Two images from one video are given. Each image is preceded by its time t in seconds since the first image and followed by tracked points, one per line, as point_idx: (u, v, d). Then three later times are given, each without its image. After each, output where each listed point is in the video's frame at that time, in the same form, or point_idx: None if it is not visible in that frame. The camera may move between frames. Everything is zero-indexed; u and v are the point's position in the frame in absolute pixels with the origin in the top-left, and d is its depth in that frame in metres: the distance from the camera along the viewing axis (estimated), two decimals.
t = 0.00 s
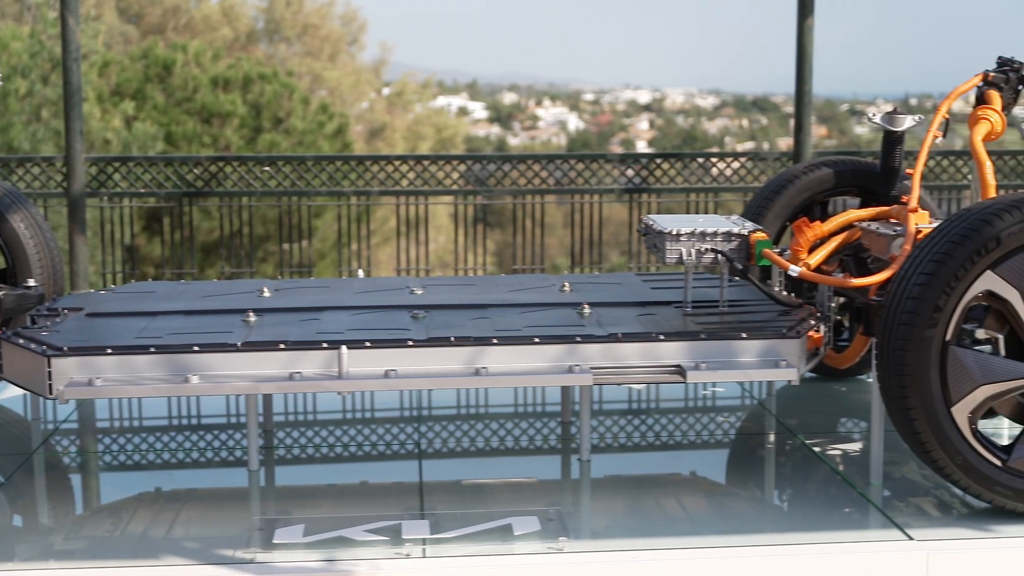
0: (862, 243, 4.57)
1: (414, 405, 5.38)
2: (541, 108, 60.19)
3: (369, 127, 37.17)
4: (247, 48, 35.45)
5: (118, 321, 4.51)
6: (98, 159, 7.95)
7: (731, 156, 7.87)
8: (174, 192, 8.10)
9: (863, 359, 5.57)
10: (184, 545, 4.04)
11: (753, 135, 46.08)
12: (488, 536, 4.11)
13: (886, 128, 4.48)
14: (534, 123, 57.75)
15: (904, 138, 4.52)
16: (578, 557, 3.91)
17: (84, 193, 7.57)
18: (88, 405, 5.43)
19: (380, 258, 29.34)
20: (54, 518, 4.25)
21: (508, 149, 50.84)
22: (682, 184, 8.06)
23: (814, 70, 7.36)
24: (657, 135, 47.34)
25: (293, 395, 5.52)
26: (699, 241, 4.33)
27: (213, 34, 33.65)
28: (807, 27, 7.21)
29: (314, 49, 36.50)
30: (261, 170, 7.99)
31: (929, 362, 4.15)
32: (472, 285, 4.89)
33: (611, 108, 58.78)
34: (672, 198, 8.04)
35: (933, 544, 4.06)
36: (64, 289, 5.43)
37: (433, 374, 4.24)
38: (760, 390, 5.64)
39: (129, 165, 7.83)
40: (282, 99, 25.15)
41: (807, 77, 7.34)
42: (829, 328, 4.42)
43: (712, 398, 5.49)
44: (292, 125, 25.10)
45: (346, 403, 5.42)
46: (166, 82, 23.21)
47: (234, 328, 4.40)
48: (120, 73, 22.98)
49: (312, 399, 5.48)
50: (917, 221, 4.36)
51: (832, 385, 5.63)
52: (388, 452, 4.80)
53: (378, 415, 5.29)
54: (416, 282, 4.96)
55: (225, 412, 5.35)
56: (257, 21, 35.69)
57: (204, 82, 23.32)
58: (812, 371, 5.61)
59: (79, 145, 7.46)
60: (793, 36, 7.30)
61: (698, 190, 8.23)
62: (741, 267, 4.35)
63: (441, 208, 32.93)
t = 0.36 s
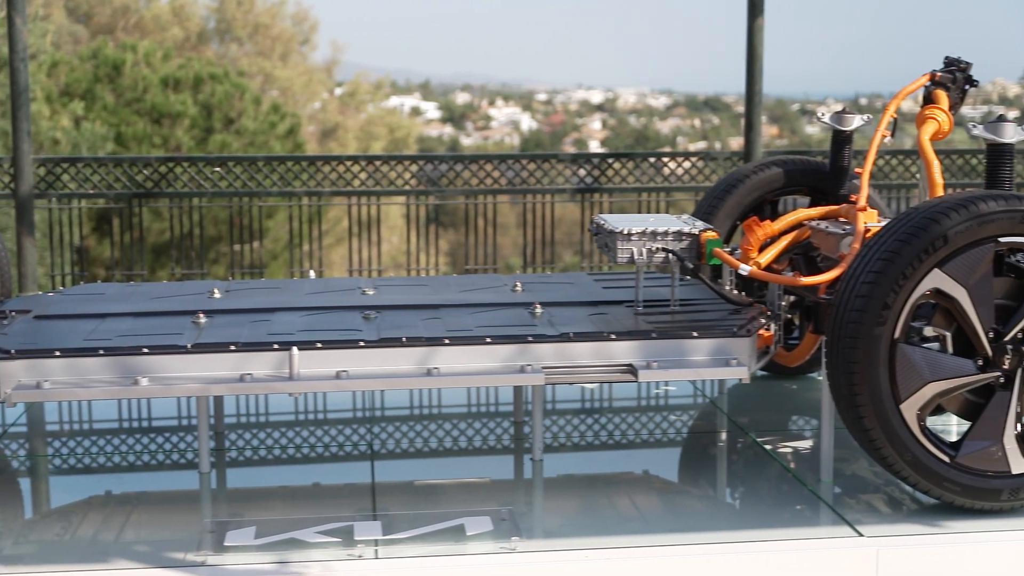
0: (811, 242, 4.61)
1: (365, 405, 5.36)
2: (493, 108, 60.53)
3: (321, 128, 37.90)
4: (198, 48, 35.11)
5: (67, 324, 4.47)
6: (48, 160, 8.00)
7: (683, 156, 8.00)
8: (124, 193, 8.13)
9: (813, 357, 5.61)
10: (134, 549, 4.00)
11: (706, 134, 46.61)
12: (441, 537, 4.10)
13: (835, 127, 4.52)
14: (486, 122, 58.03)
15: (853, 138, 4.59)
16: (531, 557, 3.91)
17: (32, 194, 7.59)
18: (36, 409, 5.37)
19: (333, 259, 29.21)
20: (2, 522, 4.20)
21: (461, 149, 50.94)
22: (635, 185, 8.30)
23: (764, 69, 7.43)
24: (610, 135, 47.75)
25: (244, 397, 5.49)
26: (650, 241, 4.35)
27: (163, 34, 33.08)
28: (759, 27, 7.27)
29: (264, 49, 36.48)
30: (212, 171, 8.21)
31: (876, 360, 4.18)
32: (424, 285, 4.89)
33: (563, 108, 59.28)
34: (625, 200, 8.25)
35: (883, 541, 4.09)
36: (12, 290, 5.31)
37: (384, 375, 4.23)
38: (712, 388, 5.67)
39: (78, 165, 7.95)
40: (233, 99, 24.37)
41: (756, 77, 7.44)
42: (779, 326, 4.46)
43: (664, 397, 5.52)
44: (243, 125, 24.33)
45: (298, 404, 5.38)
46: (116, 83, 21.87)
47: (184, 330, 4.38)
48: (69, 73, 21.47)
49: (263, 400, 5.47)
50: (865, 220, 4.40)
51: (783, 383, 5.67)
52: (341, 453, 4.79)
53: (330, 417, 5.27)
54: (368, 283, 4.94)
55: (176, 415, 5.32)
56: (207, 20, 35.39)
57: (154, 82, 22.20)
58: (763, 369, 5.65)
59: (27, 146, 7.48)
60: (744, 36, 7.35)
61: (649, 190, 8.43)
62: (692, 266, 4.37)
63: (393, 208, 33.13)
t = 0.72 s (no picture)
0: (763, 240, 4.64)
1: (320, 407, 5.35)
2: (447, 108, 60.78)
3: (274, 128, 38.08)
4: (149, 48, 34.77)
5: (17, 326, 4.43)
6: None
7: (636, 157, 8.15)
8: (74, 194, 8.10)
9: (766, 356, 5.66)
10: (85, 553, 3.96)
11: (659, 134, 47.37)
12: (396, 538, 4.09)
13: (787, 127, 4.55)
14: (440, 122, 58.23)
15: (805, 137, 4.63)
16: (485, 558, 3.90)
17: None
18: None
19: (286, 259, 29.22)
20: None
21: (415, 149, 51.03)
22: (588, 186, 8.45)
23: (716, 69, 7.47)
24: (564, 135, 48.33)
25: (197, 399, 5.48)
26: (603, 240, 4.36)
27: (114, 34, 32.38)
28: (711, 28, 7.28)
29: (217, 49, 36.53)
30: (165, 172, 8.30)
31: (829, 358, 4.19)
32: (378, 285, 4.89)
33: (517, 108, 59.92)
34: (577, 199, 8.48)
35: (835, 538, 4.11)
36: None
37: (337, 376, 4.21)
38: (665, 387, 5.71)
39: (28, 166, 7.99)
40: (186, 99, 24.13)
41: (709, 77, 7.46)
42: (731, 325, 4.48)
43: (618, 396, 5.55)
44: (196, 125, 24.24)
45: (251, 406, 5.36)
46: (67, 83, 21.25)
47: (135, 332, 4.35)
48: (18, 73, 20.72)
49: (214, 402, 5.47)
50: (816, 219, 4.43)
51: (736, 381, 5.71)
52: (296, 454, 4.78)
53: (284, 418, 5.25)
54: (321, 285, 4.94)
55: (128, 417, 5.29)
56: (159, 20, 35.18)
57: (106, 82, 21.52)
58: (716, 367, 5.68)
59: None
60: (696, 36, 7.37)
61: (603, 190, 8.54)
62: (645, 265, 4.39)
63: (348, 209, 33.17)
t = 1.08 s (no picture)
0: (723, 240, 4.68)
1: (281, 408, 5.34)
2: (408, 109, 60.98)
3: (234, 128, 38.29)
4: (107, 48, 34.77)
5: None
6: None
7: (596, 157, 8.21)
8: (31, 194, 8.03)
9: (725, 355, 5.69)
10: (43, 556, 3.93)
11: (620, 134, 48.58)
12: (356, 538, 4.08)
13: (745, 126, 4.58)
14: (401, 123, 58.42)
15: (763, 138, 4.78)
16: (445, 557, 3.90)
17: None
18: None
19: (246, 260, 29.42)
20: None
21: (376, 150, 51.16)
22: (548, 185, 8.48)
23: (675, 69, 7.50)
24: (525, 135, 48.89)
25: (156, 401, 5.45)
26: (562, 240, 4.36)
27: (71, 34, 31.96)
28: (670, 27, 7.29)
29: (176, 49, 36.62)
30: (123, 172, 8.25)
31: (787, 357, 4.21)
32: (338, 285, 4.88)
33: (479, 108, 60.73)
34: (538, 199, 8.51)
35: (793, 535, 4.13)
36: None
37: (296, 377, 4.19)
38: (626, 386, 5.74)
39: None
40: (144, 99, 24.07)
41: (668, 78, 7.50)
42: (690, 325, 4.51)
43: (579, 395, 5.58)
44: (155, 125, 24.12)
45: (211, 408, 5.34)
46: (24, 83, 21.06)
47: (93, 333, 4.32)
48: None
49: (174, 404, 5.44)
50: (774, 218, 4.46)
51: (696, 379, 5.74)
52: (256, 456, 4.77)
53: (245, 419, 5.24)
54: (281, 286, 4.93)
55: (86, 420, 5.25)
56: (117, 19, 35.17)
57: (63, 84, 21.52)
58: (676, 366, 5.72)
59: None
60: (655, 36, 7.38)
61: (563, 189, 8.59)
62: (604, 265, 4.40)
63: (306, 209, 33.19)
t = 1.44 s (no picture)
0: (687, 239, 4.70)
1: (246, 409, 5.33)
2: (375, 108, 61.09)
3: (199, 128, 38.49)
4: (70, 48, 34.59)
5: None
6: None
7: (561, 157, 8.20)
8: None
9: (689, 354, 5.75)
10: (5, 560, 3.90)
11: (585, 134, 49.61)
12: (322, 540, 4.06)
13: (708, 125, 4.61)
14: (366, 123, 58.47)
15: (727, 137, 4.83)
16: (411, 557, 3.89)
17: None
18: None
19: (210, 260, 29.67)
20: None
21: (341, 149, 51.15)
22: (513, 185, 8.48)
23: (639, 68, 7.49)
24: (489, 136, 51.96)
25: (119, 403, 5.43)
26: (527, 240, 4.35)
27: (34, 34, 32.41)
28: (633, 28, 7.31)
29: (140, 49, 36.51)
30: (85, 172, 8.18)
31: (751, 355, 4.22)
32: (302, 287, 4.87)
33: (445, 108, 62.16)
34: (503, 199, 8.48)
35: (758, 532, 4.14)
36: None
37: (260, 378, 4.17)
38: (592, 386, 5.77)
39: None
40: (107, 99, 24.27)
41: (632, 76, 7.46)
42: (655, 324, 4.52)
43: (545, 395, 5.60)
44: (119, 125, 24.29)
45: (176, 410, 5.34)
46: None
47: (55, 335, 4.29)
48: None
49: (138, 406, 5.43)
50: (738, 218, 4.48)
51: (659, 379, 5.80)
52: (220, 457, 4.76)
53: (209, 421, 5.23)
54: (246, 286, 4.93)
55: (49, 422, 5.23)
56: (80, 19, 34.94)
57: (24, 84, 21.73)
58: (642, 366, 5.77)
59: None
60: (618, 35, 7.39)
61: (529, 190, 8.57)
62: (569, 265, 4.41)
63: (273, 210, 33.28)
